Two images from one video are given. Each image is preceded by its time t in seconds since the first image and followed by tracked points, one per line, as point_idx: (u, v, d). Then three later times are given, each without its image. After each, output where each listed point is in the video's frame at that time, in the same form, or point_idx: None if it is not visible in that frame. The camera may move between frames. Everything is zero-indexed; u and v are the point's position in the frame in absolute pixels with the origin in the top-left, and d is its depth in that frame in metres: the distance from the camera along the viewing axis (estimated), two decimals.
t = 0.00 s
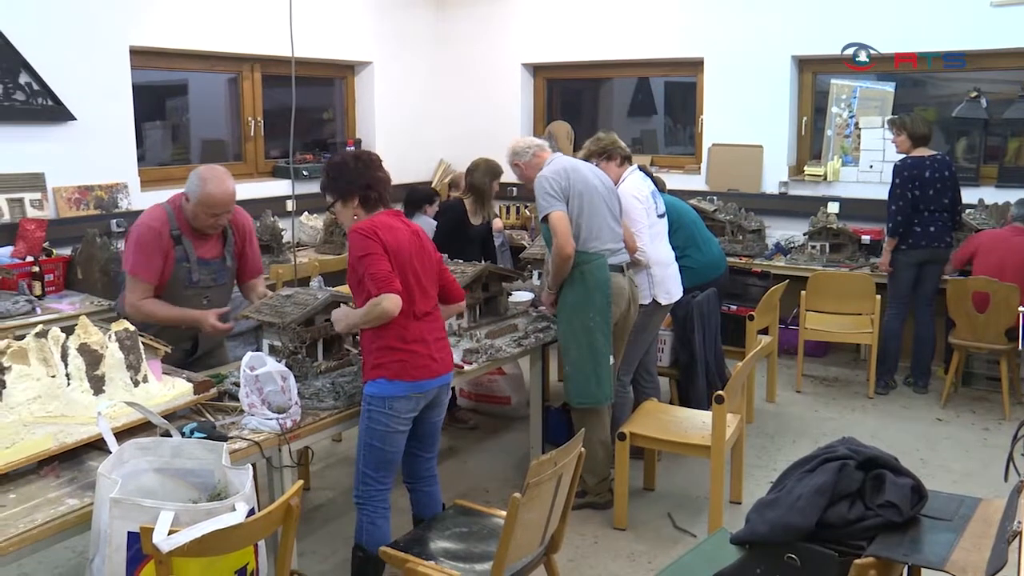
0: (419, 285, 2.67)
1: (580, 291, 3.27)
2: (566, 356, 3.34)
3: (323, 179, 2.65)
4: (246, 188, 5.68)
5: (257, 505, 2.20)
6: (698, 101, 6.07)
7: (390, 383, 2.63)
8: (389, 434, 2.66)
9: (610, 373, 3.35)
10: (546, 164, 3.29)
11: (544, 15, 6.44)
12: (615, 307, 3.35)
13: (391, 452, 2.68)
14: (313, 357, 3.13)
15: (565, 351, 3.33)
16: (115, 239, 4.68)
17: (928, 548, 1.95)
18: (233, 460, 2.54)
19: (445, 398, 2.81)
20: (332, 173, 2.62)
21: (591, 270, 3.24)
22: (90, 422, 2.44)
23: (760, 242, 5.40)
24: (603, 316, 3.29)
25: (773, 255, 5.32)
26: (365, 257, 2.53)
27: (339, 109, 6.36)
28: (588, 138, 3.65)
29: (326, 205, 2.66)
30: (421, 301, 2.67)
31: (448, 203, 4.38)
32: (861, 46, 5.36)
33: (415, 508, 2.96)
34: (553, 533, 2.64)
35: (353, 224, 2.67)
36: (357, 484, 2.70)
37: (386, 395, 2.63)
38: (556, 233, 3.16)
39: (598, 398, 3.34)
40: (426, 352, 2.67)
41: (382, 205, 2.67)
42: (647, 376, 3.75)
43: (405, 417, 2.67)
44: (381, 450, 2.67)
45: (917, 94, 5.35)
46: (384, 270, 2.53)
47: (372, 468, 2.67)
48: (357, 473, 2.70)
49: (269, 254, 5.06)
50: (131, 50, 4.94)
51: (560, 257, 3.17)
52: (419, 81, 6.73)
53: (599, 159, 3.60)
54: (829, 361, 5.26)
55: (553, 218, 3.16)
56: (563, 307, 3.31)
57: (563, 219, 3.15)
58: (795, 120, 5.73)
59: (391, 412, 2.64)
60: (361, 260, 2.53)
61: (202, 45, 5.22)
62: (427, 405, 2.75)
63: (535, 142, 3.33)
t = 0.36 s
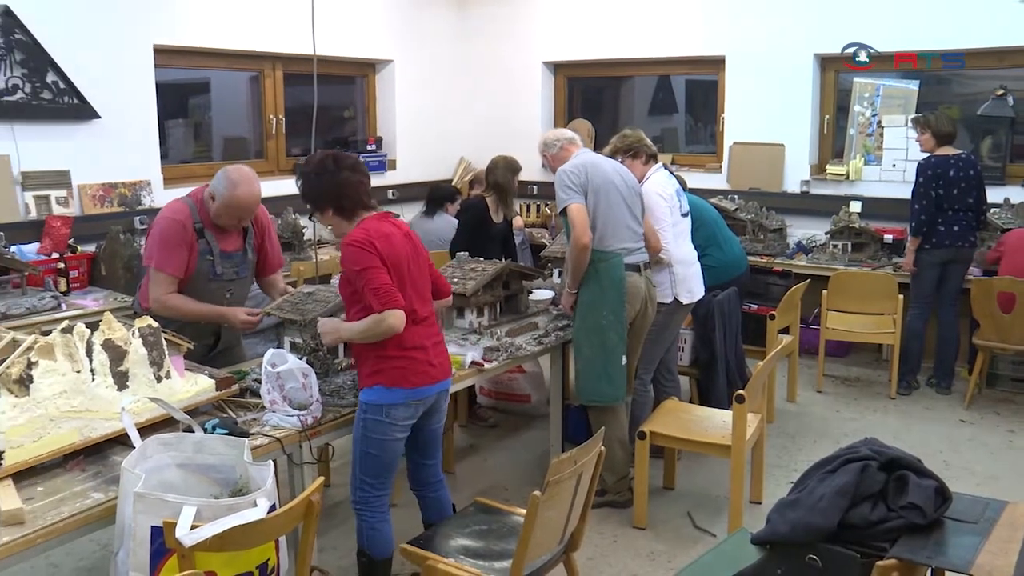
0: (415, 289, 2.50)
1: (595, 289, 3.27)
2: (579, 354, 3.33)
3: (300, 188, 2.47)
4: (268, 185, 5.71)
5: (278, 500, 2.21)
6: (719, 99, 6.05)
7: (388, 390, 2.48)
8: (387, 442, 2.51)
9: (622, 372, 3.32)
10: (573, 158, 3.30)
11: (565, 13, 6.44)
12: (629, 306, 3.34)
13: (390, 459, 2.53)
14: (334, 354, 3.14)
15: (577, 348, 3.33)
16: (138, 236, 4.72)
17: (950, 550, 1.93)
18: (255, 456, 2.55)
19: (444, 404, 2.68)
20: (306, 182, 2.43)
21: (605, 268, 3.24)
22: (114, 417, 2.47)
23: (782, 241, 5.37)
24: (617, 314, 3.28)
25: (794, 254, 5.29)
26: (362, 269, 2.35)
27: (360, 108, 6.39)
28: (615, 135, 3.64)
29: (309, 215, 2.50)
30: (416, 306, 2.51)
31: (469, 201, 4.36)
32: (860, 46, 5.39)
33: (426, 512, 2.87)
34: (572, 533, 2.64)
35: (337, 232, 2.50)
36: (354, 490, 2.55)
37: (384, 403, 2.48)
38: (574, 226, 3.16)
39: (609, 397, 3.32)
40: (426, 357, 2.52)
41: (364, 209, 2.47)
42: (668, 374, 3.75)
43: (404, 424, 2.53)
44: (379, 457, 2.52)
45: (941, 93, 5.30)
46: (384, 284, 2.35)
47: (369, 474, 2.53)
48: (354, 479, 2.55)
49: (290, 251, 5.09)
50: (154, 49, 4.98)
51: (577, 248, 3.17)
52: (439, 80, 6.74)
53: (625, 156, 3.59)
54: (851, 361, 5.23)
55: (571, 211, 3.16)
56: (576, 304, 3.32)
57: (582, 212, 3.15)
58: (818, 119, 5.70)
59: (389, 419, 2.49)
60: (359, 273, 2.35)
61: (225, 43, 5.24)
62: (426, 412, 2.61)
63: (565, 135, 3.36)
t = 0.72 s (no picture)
0: (414, 289, 2.45)
1: (618, 286, 3.26)
2: (602, 351, 3.33)
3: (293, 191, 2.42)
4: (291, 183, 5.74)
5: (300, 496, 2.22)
6: (742, 96, 6.02)
7: (393, 394, 2.43)
8: (395, 446, 2.48)
9: (645, 368, 3.31)
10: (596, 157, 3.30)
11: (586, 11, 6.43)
12: (652, 304, 3.33)
13: (399, 462, 2.50)
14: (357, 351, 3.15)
15: (599, 346, 3.33)
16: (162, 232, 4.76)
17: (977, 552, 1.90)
18: (277, 452, 2.57)
19: (450, 406, 2.62)
20: (296, 187, 2.37)
21: (629, 265, 3.23)
22: (139, 412, 2.49)
23: (804, 239, 5.34)
24: (639, 311, 3.27)
25: (816, 253, 5.26)
26: (356, 272, 2.30)
27: (382, 106, 6.41)
28: (639, 133, 3.63)
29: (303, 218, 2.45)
30: (417, 308, 2.45)
31: (493, 199, 4.36)
32: (860, 46, 5.39)
33: (427, 520, 2.80)
34: (593, 531, 2.63)
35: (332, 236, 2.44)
36: (368, 494, 2.53)
37: (389, 408, 2.43)
38: (596, 221, 3.14)
39: (631, 393, 3.31)
40: (429, 359, 2.47)
41: (355, 212, 2.40)
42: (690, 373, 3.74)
43: (412, 428, 2.48)
44: (388, 461, 2.49)
45: (968, 90, 5.24)
46: (378, 287, 2.30)
47: (381, 478, 2.51)
48: (367, 483, 2.54)
49: (312, 248, 5.11)
50: (179, 47, 5.01)
51: (601, 244, 3.15)
52: (460, 77, 6.74)
53: (650, 154, 3.56)
54: (874, 361, 5.19)
55: (594, 207, 3.15)
56: (599, 302, 3.32)
57: (605, 209, 3.14)
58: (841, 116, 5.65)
59: (396, 424, 2.45)
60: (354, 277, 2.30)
61: (249, 41, 5.27)
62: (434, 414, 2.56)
63: (588, 133, 3.35)
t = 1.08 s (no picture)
0: (434, 286, 2.45)
1: (640, 284, 3.25)
2: (625, 350, 3.32)
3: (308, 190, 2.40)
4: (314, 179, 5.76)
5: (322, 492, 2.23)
6: (765, 94, 5.99)
7: (412, 392, 2.44)
8: (416, 443, 2.48)
9: (668, 367, 3.31)
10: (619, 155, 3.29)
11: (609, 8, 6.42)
12: (675, 303, 3.32)
13: (419, 459, 2.50)
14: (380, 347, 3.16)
15: (623, 344, 3.32)
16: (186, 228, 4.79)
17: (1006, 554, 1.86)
18: (300, 447, 2.58)
19: (470, 403, 2.62)
20: (313, 185, 2.35)
21: (653, 263, 3.22)
22: (164, 406, 2.51)
23: (828, 238, 5.31)
24: (662, 309, 3.26)
25: (840, 251, 5.22)
26: (376, 274, 2.30)
27: (404, 103, 6.43)
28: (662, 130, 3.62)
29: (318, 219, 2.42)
30: (435, 306, 2.45)
31: (516, 195, 4.36)
32: (861, 47, 5.44)
33: (448, 517, 2.81)
34: (614, 529, 2.63)
35: (350, 234, 2.42)
36: (388, 490, 2.54)
37: (409, 405, 2.44)
38: (621, 219, 3.14)
39: (655, 393, 3.31)
40: (450, 356, 2.48)
41: (374, 208, 2.39)
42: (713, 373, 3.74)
43: (432, 425, 2.49)
44: (407, 458, 2.49)
45: (996, 87, 5.18)
46: (400, 287, 2.30)
47: (400, 475, 2.51)
48: (387, 479, 2.54)
49: (335, 245, 5.13)
50: (205, 44, 5.04)
51: (627, 241, 3.15)
52: (483, 74, 6.74)
53: (674, 152, 3.56)
54: (897, 361, 5.15)
55: (618, 204, 3.14)
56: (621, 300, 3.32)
57: (630, 206, 3.13)
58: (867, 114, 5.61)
59: (415, 422, 2.45)
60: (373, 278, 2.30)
61: (273, 39, 5.30)
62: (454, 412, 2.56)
63: (611, 133, 3.35)
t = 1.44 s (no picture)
0: (459, 282, 2.45)
1: (666, 282, 3.24)
2: (650, 349, 3.31)
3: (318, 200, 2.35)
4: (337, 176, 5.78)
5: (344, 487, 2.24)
6: (789, 91, 5.95)
7: (450, 388, 2.44)
8: (451, 439, 2.49)
9: (693, 366, 3.30)
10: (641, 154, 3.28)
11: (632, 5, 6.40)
12: (700, 301, 3.31)
13: (452, 455, 2.51)
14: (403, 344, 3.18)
15: (647, 344, 3.31)
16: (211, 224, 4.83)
17: None
18: (324, 442, 2.59)
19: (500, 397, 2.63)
20: (325, 191, 2.31)
21: (676, 262, 3.21)
22: (189, 401, 2.53)
23: (852, 236, 5.27)
24: (687, 307, 3.25)
25: (864, 250, 5.19)
26: (398, 281, 2.28)
27: (427, 100, 6.44)
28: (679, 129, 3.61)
29: (330, 227, 2.37)
30: (461, 303, 2.45)
31: (539, 192, 4.36)
32: (861, 47, 5.49)
33: (472, 513, 2.81)
34: (635, 527, 2.62)
35: (364, 240, 2.37)
36: (417, 486, 2.54)
37: (447, 402, 2.45)
38: (645, 218, 3.13)
39: (680, 392, 3.30)
40: (482, 350, 2.49)
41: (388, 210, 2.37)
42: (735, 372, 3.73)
43: (467, 421, 2.50)
44: (441, 454, 2.50)
45: None
46: (415, 304, 2.30)
47: (431, 472, 2.51)
48: (416, 477, 2.54)
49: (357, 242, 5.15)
50: (229, 42, 5.07)
51: (650, 240, 3.14)
52: (505, 71, 6.74)
53: (693, 149, 3.54)
54: (922, 360, 5.11)
55: (642, 203, 3.14)
56: (647, 299, 3.30)
57: (652, 203, 3.13)
58: (892, 111, 5.56)
59: (451, 417, 2.46)
60: (395, 286, 2.28)
61: (297, 35, 5.32)
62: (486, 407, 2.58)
63: (631, 133, 3.34)
